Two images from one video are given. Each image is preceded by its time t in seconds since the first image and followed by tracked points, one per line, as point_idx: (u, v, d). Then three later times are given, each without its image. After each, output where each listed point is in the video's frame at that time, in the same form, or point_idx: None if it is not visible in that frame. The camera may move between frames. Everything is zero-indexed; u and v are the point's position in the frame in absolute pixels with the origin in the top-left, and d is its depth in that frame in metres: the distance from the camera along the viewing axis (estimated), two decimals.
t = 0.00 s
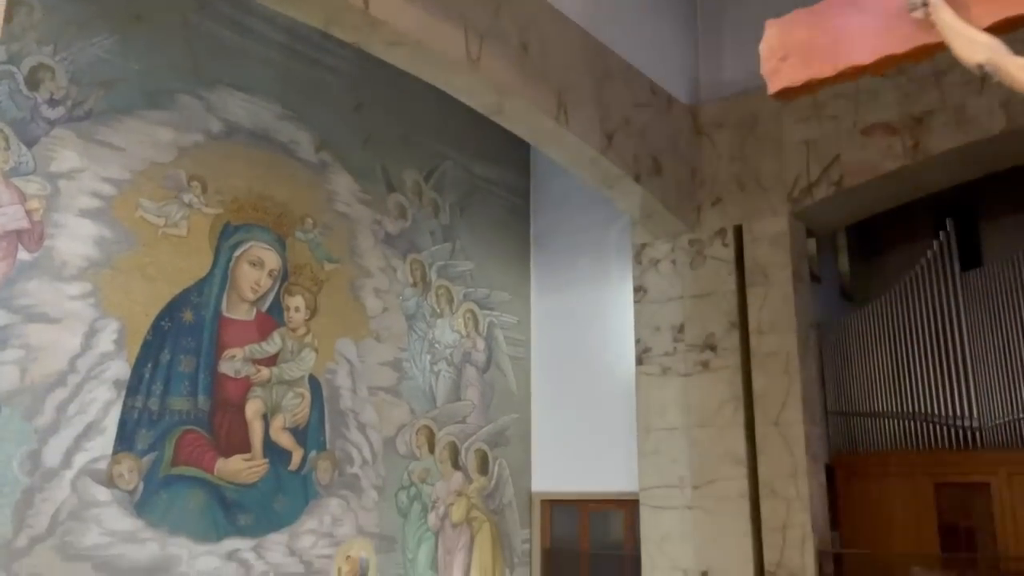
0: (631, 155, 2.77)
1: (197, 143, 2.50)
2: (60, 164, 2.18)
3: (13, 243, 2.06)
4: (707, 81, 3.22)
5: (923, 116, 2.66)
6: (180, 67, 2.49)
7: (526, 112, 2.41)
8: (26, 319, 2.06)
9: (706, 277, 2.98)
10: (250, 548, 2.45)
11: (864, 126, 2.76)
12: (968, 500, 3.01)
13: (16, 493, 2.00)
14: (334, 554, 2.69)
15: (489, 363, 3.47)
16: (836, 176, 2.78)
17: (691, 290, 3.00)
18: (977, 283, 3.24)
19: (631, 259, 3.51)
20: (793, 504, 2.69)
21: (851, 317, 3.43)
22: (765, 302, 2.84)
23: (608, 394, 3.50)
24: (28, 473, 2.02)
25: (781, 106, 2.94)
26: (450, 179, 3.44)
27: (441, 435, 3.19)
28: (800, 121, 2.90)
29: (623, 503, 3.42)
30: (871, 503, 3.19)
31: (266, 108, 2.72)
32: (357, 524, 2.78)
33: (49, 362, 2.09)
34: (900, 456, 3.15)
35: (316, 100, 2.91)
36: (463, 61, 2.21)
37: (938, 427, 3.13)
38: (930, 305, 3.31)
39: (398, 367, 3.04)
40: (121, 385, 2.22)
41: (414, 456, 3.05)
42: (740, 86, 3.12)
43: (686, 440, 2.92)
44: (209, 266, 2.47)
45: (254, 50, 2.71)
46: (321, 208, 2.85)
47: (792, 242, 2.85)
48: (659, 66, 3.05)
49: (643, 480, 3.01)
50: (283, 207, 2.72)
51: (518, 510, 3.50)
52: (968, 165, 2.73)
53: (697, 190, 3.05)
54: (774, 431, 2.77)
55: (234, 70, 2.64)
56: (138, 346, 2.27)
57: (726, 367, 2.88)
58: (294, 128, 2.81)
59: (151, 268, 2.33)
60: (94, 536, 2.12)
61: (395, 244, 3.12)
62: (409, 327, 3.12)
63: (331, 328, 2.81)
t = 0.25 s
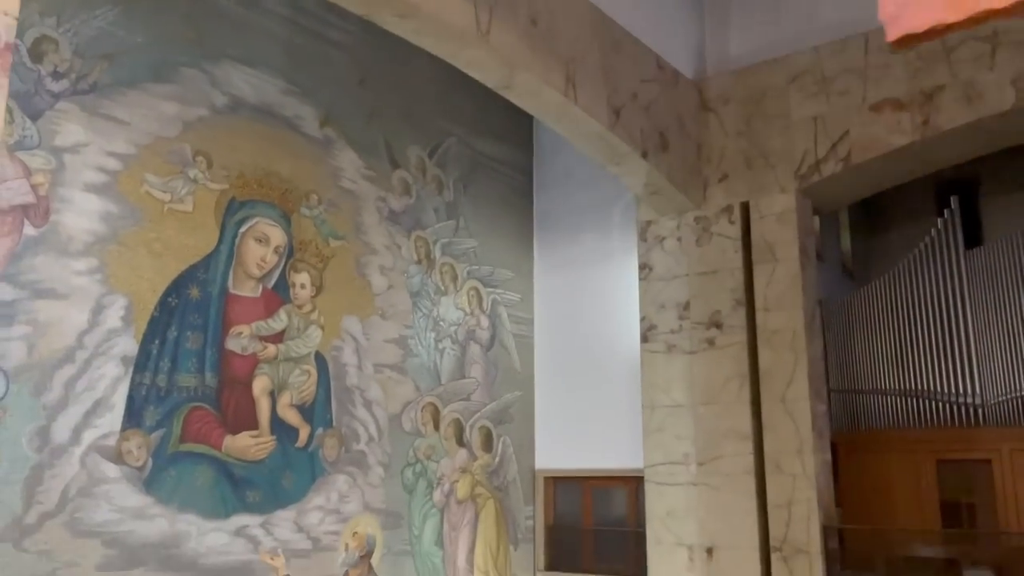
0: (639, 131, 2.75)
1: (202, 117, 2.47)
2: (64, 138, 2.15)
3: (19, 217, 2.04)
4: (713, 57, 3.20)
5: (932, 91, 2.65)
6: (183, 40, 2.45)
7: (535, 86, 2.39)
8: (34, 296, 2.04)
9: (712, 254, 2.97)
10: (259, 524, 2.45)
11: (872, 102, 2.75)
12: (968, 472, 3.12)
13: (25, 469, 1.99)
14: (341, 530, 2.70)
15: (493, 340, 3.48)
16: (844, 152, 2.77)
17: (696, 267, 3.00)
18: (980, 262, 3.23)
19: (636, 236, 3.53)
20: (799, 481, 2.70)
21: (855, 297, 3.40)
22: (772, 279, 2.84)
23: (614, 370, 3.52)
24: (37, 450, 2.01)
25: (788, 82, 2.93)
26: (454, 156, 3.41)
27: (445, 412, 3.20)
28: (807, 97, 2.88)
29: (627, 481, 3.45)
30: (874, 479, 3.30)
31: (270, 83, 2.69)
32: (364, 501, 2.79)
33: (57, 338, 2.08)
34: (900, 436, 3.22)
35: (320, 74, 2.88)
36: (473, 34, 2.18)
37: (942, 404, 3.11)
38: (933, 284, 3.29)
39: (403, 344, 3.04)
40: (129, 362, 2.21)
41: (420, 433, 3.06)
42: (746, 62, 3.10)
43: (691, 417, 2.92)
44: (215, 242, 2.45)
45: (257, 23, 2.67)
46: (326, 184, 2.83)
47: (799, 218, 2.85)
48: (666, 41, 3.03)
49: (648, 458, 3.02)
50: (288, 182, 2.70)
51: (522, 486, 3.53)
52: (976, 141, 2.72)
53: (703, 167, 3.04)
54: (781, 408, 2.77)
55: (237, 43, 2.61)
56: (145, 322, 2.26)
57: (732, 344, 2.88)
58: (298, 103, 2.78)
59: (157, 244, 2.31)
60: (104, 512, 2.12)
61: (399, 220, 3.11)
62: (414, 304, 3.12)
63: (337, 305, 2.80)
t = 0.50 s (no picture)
0: (649, 114, 2.74)
1: (211, 101, 2.46)
2: (74, 121, 2.14)
3: (29, 201, 2.03)
4: (722, 40, 3.19)
5: (944, 75, 2.64)
6: (191, 22, 2.43)
7: (546, 69, 2.38)
8: (46, 280, 2.03)
9: (721, 238, 2.97)
10: (270, 509, 2.46)
11: (884, 86, 2.74)
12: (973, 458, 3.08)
13: (39, 454, 1.99)
14: (352, 513, 2.71)
15: (499, 325, 3.51)
16: (855, 136, 2.77)
17: (705, 252, 2.99)
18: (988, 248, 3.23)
19: (644, 219, 3.55)
20: (809, 465, 2.71)
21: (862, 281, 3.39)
22: (782, 264, 2.83)
23: (620, 352, 3.56)
24: (50, 435, 2.01)
25: (798, 65, 2.92)
26: (461, 140, 3.40)
27: (453, 396, 3.23)
28: (818, 80, 2.87)
29: (634, 464, 3.49)
30: (877, 467, 3.22)
31: (278, 66, 2.67)
32: (373, 485, 2.80)
33: (69, 323, 2.07)
34: (907, 420, 3.16)
35: (328, 57, 2.85)
36: (485, 17, 2.17)
37: (948, 388, 3.12)
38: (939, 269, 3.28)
39: (411, 329, 3.04)
40: (141, 346, 2.20)
41: (428, 418, 3.08)
42: (756, 45, 3.09)
43: (699, 401, 2.92)
44: (224, 226, 2.44)
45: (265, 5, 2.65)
46: (334, 168, 2.81)
47: (809, 203, 2.84)
48: (675, 24, 3.01)
49: (656, 442, 3.01)
50: (296, 166, 2.68)
51: (529, 472, 3.57)
52: (987, 125, 2.71)
53: (713, 151, 3.04)
54: (790, 393, 2.77)
55: (245, 26, 2.59)
56: (156, 306, 2.25)
57: (742, 328, 2.88)
58: (306, 86, 2.76)
59: (167, 228, 2.30)
60: (117, 497, 2.12)
61: (407, 205, 3.10)
62: (422, 289, 3.12)
63: (346, 289, 2.80)
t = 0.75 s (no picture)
0: (661, 96, 2.72)
1: (221, 83, 2.44)
2: (85, 103, 2.12)
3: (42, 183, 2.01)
4: (733, 22, 3.17)
5: (959, 57, 2.63)
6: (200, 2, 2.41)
7: (559, 49, 2.35)
8: (59, 262, 2.01)
9: (733, 221, 2.96)
10: (283, 492, 2.47)
11: (898, 67, 2.72)
12: (984, 444, 3.05)
13: (54, 437, 1.98)
14: (363, 496, 2.72)
15: (508, 309, 3.52)
16: (868, 118, 2.75)
17: (716, 235, 2.98)
18: (1001, 228, 3.11)
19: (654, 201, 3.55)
20: (820, 448, 2.72)
21: (872, 263, 3.32)
22: (795, 247, 2.82)
23: (628, 336, 3.56)
24: (65, 418, 2.00)
25: (811, 47, 2.90)
26: (469, 123, 3.39)
27: (463, 379, 3.24)
28: (830, 62, 2.85)
29: (642, 448, 3.50)
30: (888, 447, 3.24)
31: (288, 48, 2.65)
32: (385, 468, 2.81)
33: (82, 306, 2.06)
34: (916, 404, 3.17)
35: (337, 39, 2.83)
36: None
37: (955, 370, 3.05)
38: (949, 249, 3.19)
39: (421, 312, 3.04)
40: (153, 329, 2.19)
41: (438, 401, 3.09)
42: (767, 27, 3.08)
43: (710, 384, 2.93)
44: (235, 209, 2.43)
45: None
46: (344, 150, 2.79)
47: (821, 186, 2.83)
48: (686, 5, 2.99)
49: (666, 425, 3.03)
50: (306, 148, 2.67)
51: (538, 455, 3.61)
52: (1002, 107, 2.70)
53: (724, 133, 3.03)
54: (801, 375, 2.77)
55: (254, 7, 2.56)
56: (168, 290, 2.24)
57: (753, 311, 2.88)
58: (316, 68, 2.74)
59: (179, 211, 2.28)
60: (132, 480, 2.12)
61: (417, 187, 3.09)
62: (431, 273, 3.12)
63: (357, 273, 2.79)
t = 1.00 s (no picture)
0: (672, 80, 2.70)
1: (229, 66, 2.42)
2: (94, 85, 2.11)
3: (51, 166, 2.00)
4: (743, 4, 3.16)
5: (973, 39, 2.61)
6: None
7: (570, 30, 2.33)
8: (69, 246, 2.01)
9: (743, 205, 2.97)
10: (294, 477, 2.48)
11: (911, 50, 2.70)
12: (997, 426, 3.01)
13: (66, 422, 1.98)
14: (372, 482, 2.74)
15: (515, 294, 3.52)
16: (880, 102, 2.74)
17: (726, 220, 3.00)
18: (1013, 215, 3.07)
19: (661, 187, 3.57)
20: (831, 434, 2.74)
21: (881, 248, 3.29)
22: (805, 231, 2.83)
23: (637, 320, 3.57)
24: (76, 403, 2.00)
25: (823, 29, 2.88)
26: (477, 108, 3.37)
27: (470, 365, 3.25)
28: (842, 44, 2.84)
29: (650, 433, 3.52)
30: (896, 432, 3.22)
31: (295, 31, 2.63)
32: (394, 453, 2.83)
33: (93, 290, 2.05)
34: (927, 386, 3.13)
35: (344, 21, 2.80)
36: None
37: (966, 356, 3.03)
38: (960, 236, 3.15)
39: (429, 298, 3.05)
40: (163, 314, 2.19)
41: (446, 387, 3.10)
42: (778, 9, 3.06)
43: (720, 369, 2.95)
44: (244, 193, 2.42)
45: None
46: (352, 134, 2.78)
47: (832, 170, 2.83)
48: None
49: (675, 411, 3.05)
50: (315, 132, 2.65)
51: (546, 441, 3.62)
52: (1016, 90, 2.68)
53: (734, 116, 3.03)
54: (812, 360, 2.79)
55: None
56: (178, 274, 2.23)
57: (764, 296, 2.89)
58: (323, 51, 2.72)
59: (189, 195, 2.27)
60: (143, 465, 2.12)
61: (425, 172, 3.08)
62: (439, 258, 3.12)
63: (365, 257, 2.78)
